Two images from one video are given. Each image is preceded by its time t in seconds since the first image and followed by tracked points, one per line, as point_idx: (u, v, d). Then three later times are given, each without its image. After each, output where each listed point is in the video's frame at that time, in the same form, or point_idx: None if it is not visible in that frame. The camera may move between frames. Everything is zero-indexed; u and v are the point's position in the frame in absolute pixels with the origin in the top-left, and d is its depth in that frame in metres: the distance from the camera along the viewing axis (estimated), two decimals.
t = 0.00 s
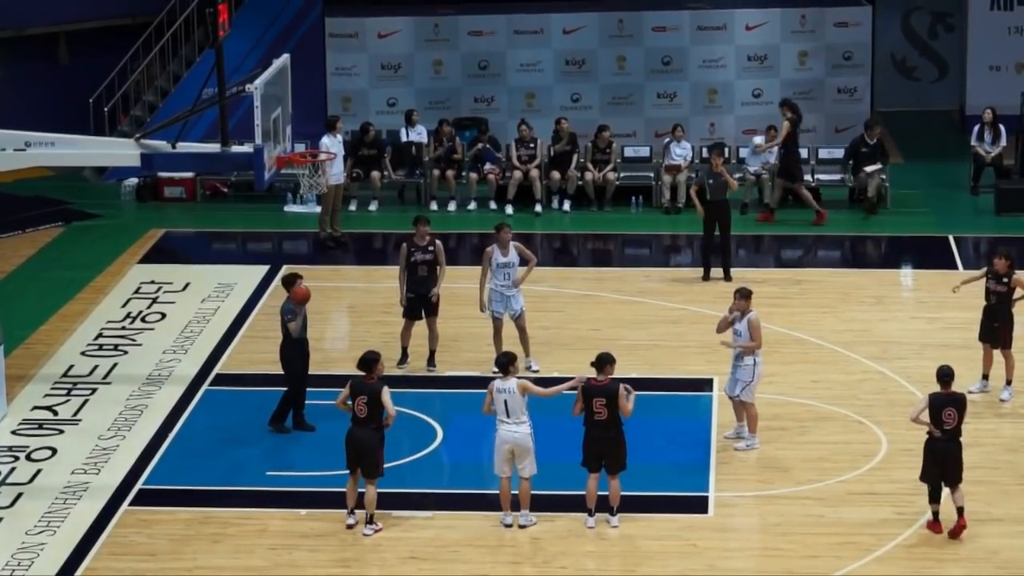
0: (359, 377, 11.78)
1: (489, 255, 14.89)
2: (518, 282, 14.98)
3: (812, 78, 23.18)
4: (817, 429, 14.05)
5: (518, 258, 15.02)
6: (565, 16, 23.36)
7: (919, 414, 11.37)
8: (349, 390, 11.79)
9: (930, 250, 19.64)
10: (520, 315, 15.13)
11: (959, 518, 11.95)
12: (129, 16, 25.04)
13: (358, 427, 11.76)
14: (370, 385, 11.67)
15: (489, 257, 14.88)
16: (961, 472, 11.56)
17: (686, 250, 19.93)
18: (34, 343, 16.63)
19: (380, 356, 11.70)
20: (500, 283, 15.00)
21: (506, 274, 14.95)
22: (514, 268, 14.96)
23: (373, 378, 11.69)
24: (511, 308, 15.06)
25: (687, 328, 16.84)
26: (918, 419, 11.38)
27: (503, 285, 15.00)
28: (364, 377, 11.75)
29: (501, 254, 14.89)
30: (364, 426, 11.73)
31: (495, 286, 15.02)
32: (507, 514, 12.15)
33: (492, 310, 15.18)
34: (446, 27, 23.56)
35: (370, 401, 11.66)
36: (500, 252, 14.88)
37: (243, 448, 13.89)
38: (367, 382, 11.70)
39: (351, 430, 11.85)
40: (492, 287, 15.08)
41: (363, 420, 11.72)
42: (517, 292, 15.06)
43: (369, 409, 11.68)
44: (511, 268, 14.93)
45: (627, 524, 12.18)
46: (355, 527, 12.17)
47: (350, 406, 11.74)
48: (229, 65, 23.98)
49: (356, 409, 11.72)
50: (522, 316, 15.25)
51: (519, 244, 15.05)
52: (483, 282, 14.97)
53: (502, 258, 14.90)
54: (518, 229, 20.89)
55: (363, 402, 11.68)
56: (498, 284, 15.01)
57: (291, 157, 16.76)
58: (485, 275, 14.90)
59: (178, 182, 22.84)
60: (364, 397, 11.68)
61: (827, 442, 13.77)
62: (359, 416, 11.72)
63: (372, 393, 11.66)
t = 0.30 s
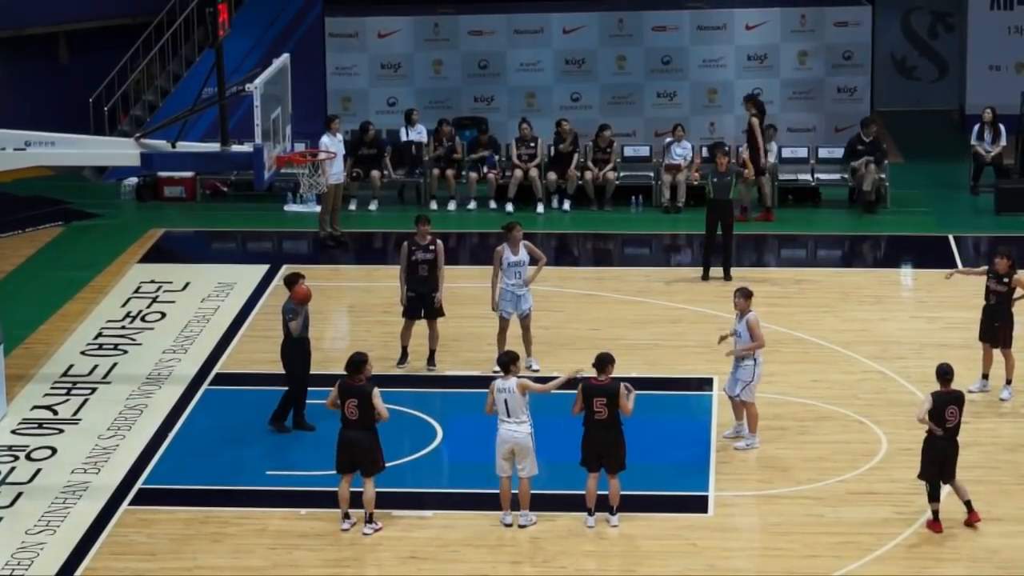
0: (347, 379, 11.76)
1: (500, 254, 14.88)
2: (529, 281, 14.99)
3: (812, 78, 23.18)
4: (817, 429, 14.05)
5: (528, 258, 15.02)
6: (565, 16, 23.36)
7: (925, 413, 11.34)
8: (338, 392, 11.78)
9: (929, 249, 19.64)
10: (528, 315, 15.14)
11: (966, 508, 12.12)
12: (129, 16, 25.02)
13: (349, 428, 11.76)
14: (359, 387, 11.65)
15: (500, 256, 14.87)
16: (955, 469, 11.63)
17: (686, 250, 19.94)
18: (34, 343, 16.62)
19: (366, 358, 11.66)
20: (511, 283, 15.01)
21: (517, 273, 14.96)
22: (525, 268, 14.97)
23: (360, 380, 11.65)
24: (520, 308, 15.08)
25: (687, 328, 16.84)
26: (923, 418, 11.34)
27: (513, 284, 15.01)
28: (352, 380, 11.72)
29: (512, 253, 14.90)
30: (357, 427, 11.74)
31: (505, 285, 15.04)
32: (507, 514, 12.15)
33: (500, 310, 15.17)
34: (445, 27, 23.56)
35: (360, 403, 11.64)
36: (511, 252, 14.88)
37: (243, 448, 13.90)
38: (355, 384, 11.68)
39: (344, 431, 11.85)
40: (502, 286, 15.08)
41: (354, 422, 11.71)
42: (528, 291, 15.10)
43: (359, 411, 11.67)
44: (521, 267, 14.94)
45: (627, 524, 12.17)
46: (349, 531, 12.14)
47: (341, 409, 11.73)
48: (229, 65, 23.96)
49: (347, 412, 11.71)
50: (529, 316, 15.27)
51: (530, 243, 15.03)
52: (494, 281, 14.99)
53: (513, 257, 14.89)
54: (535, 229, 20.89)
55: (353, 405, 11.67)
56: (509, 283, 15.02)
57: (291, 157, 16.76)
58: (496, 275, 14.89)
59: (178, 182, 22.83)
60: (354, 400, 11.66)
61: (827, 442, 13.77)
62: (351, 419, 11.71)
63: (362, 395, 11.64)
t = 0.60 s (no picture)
0: (341, 380, 11.75)
1: (510, 255, 14.90)
2: (538, 280, 14.99)
3: (813, 78, 23.19)
4: (817, 429, 14.05)
5: (537, 258, 15.04)
6: (565, 16, 23.36)
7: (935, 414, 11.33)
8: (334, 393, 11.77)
9: (929, 249, 19.63)
10: (534, 315, 15.15)
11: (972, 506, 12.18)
12: (129, 16, 25.00)
13: (346, 430, 11.75)
14: (355, 387, 11.65)
15: (510, 256, 14.88)
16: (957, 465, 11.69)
17: (686, 250, 19.94)
18: (34, 343, 16.62)
19: (362, 357, 11.67)
20: (520, 283, 15.00)
21: (525, 273, 14.96)
22: (534, 267, 14.98)
23: (355, 381, 11.65)
24: (527, 307, 15.08)
25: (687, 328, 16.84)
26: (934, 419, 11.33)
27: (522, 284, 15.01)
28: (347, 381, 11.71)
29: (522, 253, 14.91)
30: (353, 427, 11.73)
31: (514, 285, 15.01)
32: (507, 514, 12.14)
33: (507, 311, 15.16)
34: (445, 27, 23.56)
35: (357, 403, 11.64)
36: (521, 252, 14.90)
37: (243, 448, 13.90)
38: (350, 385, 11.67)
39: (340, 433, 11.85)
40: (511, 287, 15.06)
41: (351, 423, 11.70)
42: (535, 291, 15.10)
43: (356, 411, 11.67)
44: (530, 267, 14.95)
45: (627, 524, 12.18)
46: (350, 531, 12.13)
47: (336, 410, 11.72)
48: (229, 65, 23.95)
49: (344, 412, 11.70)
50: (535, 317, 15.28)
51: (539, 244, 15.06)
52: (505, 283, 14.95)
53: (523, 257, 14.91)
54: (537, 229, 20.89)
55: (351, 405, 11.67)
56: (518, 283, 15.01)
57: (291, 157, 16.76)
58: (507, 275, 14.90)
59: (178, 182, 22.83)
60: (350, 400, 11.66)
61: (827, 441, 13.77)
62: (348, 420, 11.70)
63: (359, 395, 11.64)
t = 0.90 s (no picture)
0: (350, 380, 11.77)
1: (515, 254, 14.90)
2: (540, 281, 14.99)
3: (812, 78, 23.20)
4: (817, 429, 14.05)
5: (541, 259, 15.03)
6: (565, 16, 23.36)
7: (943, 411, 11.36)
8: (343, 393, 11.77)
9: (929, 250, 19.64)
10: (536, 315, 15.15)
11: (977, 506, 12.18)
12: (129, 16, 25.00)
13: (354, 429, 11.77)
14: (365, 387, 11.67)
15: (513, 255, 14.87)
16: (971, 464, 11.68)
17: (686, 250, 19.94)
18: (35, 343, 16.62)
19: (371, 356, 11.68)
20: (522, 283, 15.01)
21: (529, 273, 14.97)
22: (537, 268, 14.98)
23: (365, 380, 11.67)
24: (528, 307, 15.10)
25: (687, 328, 16.84)
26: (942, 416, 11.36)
27: (524, 284, 15.02)
28: (356, 380, 11.73)
29: (525, 254, 14.89)
30: (363, 427, 11.76)
31: (519, 285, 15.02)
32: (507, 514, 12.15)
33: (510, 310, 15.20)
34: (445, 27, 23.56)
35: (367, 402, 11.66)
36: (525, 252, 14.89)
37: (243, 448, 13.90)
38: (360, 384, 11.69)
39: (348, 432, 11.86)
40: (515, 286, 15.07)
41: (360, 423, 11.72)
42: (537, 291, 15.10)
43: (366, 411, 11.68)
44: (533, 267, 14.95)
45: (627, 524, 12.18)
46: (350, 531, 12.15)
47: (345, 409, 11.73)
48: (229, 65, 23.95)
49: (352, 411, 11.71)
50: (536, 316, 15.28)
51: (542, 244, 15.03)
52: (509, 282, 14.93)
53: (526, 257, 14.90)
54: (538, 229, 20.89)
55: (360, 404, 11.68)
56: (520, 282, 15.02)
57: (292, 158, 16.76)
58: (509, 275, 14.90)
59: (178, 182, 22.83)
60: (359, 399, 11.67)
61: (827, 442, 13.78)
62: (357, 419, 11.72)
63: (369, 395, 11.66)
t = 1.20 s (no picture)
0: (371, 376, 11.80)
1: (509, 253, 14.90)
2: (535, 281, 14.96)
3: (813, 78, 23.20)
4: (817, 429, 14.05)
5: (537, 259, 15.01)
6: (565, 16, 23.35)
7: (958, 412, 11.33)
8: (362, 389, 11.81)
9: (930, 250, 19.63)
10: (534, 315, 15.12)
11: (978, 507, 12.17)
12: (129, 16, 24.99)
13: (372, 426, 11.78)
14: (384, 383, 11.71)
15: (507, 254, 14.89)
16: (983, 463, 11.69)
17: (686, 250, 19.93)
18: (35, 343, 16.61)
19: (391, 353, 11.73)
20: (517, 282, 15.00)
21: (523, 273, 14.96)
22: (532, 268, 14.95)
23: (383, 376, 11.71)
24: (525, 307, 15.06)
25: (687, 328, 16.84)
26: (957, 418, 11.33)
27: (519, 284, 15.00)
28: (376, 376, 11.77)
29: (520, 253, 14.89)
30: (381, 423, 11.76)
31: (511, 284, 15.01)
32: (507, 514, 12.14)
33: (508, 310, 15.18)
34: (445, 27, 23.55)
35: (385, 398, 11.69)
36: (519, 251, 14.89)
37: (243, 448, 13.89)
38: (379, 380, 11.73)
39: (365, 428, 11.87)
40: (509, 285, 15.07)
41: (378, 419, 11.74)
42: (533, 292, 15.06)
43: (384, 406, 11.71)
44: (528, 267, 14.94)
45: (627, 524, 12.18)
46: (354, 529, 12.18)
47: (364, 405, 11.76)
48: (229, 65, 23.94)
49: (370, 408, 11.74)
50: (534, 317, 15.25)
51: (539, 244, 15.02)
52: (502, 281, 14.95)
53: (521, 256, 14.90)
54: (535, 229, 20.90)
55: (377, 401, 11.71)
56: (515, 282, 15.01)
57: (292, 158, 16.75)
58: (503, 274, 14.92)
59: (178, 183, 22.82)
60: (377, 395, 11.71)
61: (827, 442, 13.77)
62: (375, 415, 11.73)
63: (387, 391, 11.70)
